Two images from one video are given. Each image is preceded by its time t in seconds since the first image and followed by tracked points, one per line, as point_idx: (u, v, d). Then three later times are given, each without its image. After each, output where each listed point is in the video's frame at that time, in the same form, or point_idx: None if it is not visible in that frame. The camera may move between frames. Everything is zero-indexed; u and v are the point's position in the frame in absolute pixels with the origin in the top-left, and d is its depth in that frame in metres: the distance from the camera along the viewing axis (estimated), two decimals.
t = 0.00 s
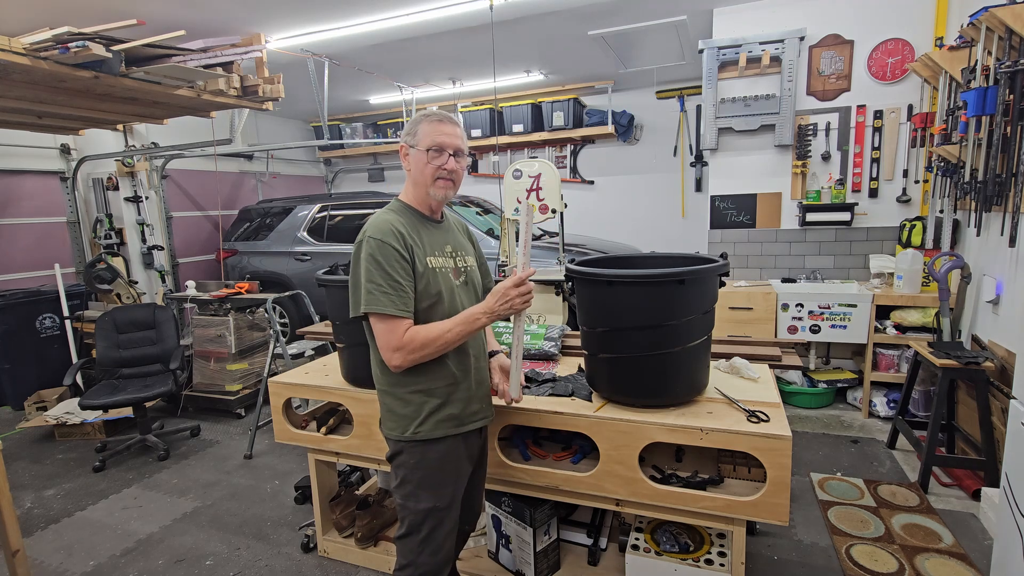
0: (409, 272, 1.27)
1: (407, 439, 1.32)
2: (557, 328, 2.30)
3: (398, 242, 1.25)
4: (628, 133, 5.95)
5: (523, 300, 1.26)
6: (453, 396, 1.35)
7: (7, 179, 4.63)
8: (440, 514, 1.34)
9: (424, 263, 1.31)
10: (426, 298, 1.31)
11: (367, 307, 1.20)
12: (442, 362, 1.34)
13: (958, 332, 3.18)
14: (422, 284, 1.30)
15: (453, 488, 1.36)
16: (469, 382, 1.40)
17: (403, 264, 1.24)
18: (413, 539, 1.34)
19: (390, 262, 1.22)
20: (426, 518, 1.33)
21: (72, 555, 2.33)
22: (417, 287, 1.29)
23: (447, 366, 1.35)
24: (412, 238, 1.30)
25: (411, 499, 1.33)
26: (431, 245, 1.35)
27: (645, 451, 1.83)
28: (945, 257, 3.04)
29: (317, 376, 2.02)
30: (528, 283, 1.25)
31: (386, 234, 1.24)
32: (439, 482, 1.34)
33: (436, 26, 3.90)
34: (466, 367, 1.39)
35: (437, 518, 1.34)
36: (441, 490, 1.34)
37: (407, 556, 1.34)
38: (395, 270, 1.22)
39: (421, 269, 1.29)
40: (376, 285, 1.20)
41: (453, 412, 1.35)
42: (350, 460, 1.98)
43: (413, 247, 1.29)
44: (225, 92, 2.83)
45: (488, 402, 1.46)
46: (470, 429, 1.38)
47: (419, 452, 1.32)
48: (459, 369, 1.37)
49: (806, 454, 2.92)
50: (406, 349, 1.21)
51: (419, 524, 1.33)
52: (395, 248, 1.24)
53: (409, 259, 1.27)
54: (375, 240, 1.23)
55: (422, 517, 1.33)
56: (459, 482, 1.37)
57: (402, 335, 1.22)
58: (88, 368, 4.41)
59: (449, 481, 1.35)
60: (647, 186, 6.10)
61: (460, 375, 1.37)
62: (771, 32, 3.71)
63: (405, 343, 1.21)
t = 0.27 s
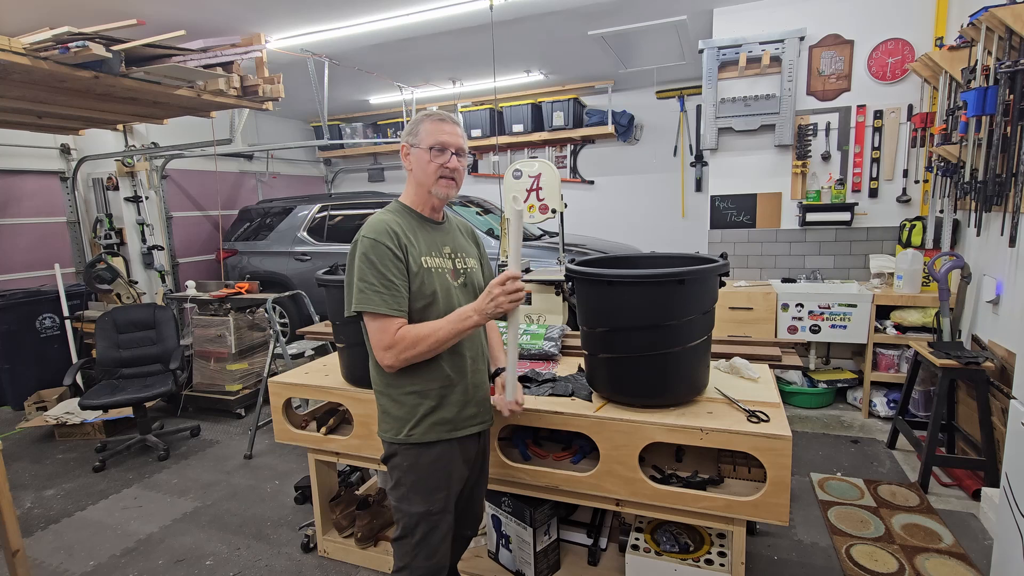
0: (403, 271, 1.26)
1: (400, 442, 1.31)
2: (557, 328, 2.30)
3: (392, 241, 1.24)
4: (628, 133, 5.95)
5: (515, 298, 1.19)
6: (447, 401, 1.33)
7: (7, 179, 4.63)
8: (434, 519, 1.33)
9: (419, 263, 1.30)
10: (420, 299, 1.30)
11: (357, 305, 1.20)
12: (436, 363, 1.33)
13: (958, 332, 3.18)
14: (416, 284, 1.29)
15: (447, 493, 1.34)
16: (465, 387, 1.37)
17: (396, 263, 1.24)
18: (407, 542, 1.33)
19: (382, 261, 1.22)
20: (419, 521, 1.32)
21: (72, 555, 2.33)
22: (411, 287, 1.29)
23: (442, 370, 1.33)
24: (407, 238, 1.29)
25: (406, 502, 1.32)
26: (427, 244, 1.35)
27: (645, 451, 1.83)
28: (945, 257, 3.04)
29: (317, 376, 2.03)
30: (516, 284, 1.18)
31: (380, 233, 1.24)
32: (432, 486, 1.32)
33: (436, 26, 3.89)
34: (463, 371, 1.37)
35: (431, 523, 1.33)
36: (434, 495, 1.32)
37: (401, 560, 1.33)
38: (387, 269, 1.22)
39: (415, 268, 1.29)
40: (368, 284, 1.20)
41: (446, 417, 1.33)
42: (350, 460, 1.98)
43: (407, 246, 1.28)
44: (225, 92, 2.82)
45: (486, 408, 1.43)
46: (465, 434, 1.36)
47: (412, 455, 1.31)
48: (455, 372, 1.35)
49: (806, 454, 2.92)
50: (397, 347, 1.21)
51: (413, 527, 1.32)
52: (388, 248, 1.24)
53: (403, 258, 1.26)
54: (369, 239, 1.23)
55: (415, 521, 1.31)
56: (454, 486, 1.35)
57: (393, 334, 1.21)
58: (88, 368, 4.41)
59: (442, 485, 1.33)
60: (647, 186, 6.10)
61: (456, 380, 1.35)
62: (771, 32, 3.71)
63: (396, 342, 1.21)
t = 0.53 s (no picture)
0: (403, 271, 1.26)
1: (396, 443, 1.31)
2: (557, 328, 2.30)
3: (393, 240, 1.25)
4: (628, 133, 5.95)
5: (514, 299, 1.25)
6: (443, 404, 1.33)
7: (7, 179, 4.63)
8: (429, 522, 1.32)
9: (419, 263, 1.30)
10: (420, 299, 1.30)
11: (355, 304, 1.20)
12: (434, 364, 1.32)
13: (958, 332, 3.18)
14: (416, 285, 1.29)
15: (443, 496, 1.34)
16: (462, 391, 1.36)
17: (396, 262, 1.24)
18: (403, 545, 1.33)
19: (383, 260, 1.22)
20: (415, 524, 1.32)
21: (72, 556, 2.33)
22: (411, 287, 1.29)
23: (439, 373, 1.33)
24: (409, 238, 1.29)
25: (402, 505, 1.33)
26: (429, 245, 1.35)
27: (645, 451, 1.83)
28: (945, 257, 3.04)
29: (317, 376, 2.03)
30: (518, 285, 1.25)
31: (382, 232, 1.25)
32: (428, 489, 1.32)
33: (436, 26, 3.89)
34: (460, 375, 1.37)
35: (427, 526, 1.32)
36: (430, 498, 1.32)
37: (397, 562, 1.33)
38: (386, 268, 1.22)
39: (416, 268, 1.29)
40: (367, 282, 1.20)
41: (440, 420, 1.32)
42: (349, 460, 1.98)
43: (408, 246, 1.28)
44: (225, 92, 2.82)
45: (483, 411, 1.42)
46: (461, 437, 1.35)
47: (408, 458, 1.31)
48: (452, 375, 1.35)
49: (806, 454, 2.92)
50: (395, 347, 1.21)
51: (409, 530, 1.32)
52: (389, 247, 1.24)
53: (403, 257, 1.26)
54: (370, 237, 1.23)
55: (411, 523, 1.32)
56: (449, 490, 1.35)
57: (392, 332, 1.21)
58: (88, 368, 4.41)
59: (438, 488, 1.33)
60: (647, 186, 6.10)
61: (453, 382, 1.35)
62: (771, 32, 3.71)
63: (394, 341, 1.21)
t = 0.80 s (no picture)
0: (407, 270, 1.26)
1: (395, 444, 1.31)
2: (557, 328, 2.30)
3: (397, 240, 1.25)
4: (628, 133, 5.95)
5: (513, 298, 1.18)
6: (443, 405, 1.32)
7: (7, 179, 4.63)
8: (429, 523, 1.32)
9: (423, 263, 1.30)
10: (423, 299, 1.30)
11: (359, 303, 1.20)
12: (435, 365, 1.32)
13: (958, 332, 3.18)
14: (419, 285, 1.29)
15: (442, 497, 1.34)
16: (463, 392, 1.36)
17: (400, 262, 1.24)
18: (402, 546, 1.33)
19: (387, 260, 1.22)
20: (414, 525, 1.32)
21: (72, 555, 2.33)
22: (414, 287, 1.29)
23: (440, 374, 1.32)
24: (413, 238, 1.29)
25: (401, 506, 1.33)
26: (434, 245, 1.35)
27: (645, 451, 1.83)
28: (945, 257, 3.04)
29: (317, 376, 2.03)
30: (515, 284, 1.17)
31: (386, 231, 1.25)
32: (427, 490, 1.32)
33: (436, 26, 3.89)
34: (461, 376, 1.36)
35: (426, 527, 1.32)
36: (429, 499, 1.32)
37: (397, 564, 1.33)
38: (390, 268, 1.22)
39: (419, 268, 1.29)
40: (370, 282, 1.20)
41: (440, 421, 1.32)
42: (350, 460, 1.98)
43: (413, 246, 1.28)
44: (225, 92, 2.82)
45: (484, 413, 1.42)
46: (461, 439, 1.34)
47: (407, 459, 1.31)
48: (453, 376, 1.34)
49: (806, 454, 2.92)
50: (396, 346, 1.21)
51: (408, 531, 1.32)
52: (393, 246, 1.24)
53: (407, 257, 1.26)
54: (375, 237, 1.23)
55: (410, 524, 1.32)
56: (449, 491, 1.35)
57: (393, 332, 1.21)
58: (88, 368, 4.41)
59: (437, 490, 1.33)
60: (647, 186, 6.10)
61: (453, 384, 1.34)
62: (771, 32, 3.71)
63: (395, 340, 1.21)
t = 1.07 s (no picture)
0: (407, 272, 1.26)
1: (394, 446, 1.31)
2: (557, 328, 2.30)
3: (398, 241, 1.24)
4: (628, 134, 5.95)
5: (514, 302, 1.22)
6: (442, 408, 1.32)
7: (7, 179, 4.63)
8: (428, 526, 1.32)
9: (424, 265, 1.30)
10: (424, 301, 1.30)
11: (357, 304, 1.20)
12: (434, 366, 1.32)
13: (958, 332, 3.18)
14: (420, 286, 1.29)
15: (441, 500, 1.34)
16: (462, 395, 1.35)
17: (400, 264, 1.24)
18: (402, 550, 1.33)
19: (387, 260, 1.22)
20: (413, 529, 1.31)
21: (72, 555, 2.33)
22: (415, 289, 1.29)
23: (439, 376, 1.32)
24: (414, 239, 1.29)
25: (400, 509, 1.32)
26: (435, 246, 1.34)
27: (645, 452, 1.83)
28: (945, 257, 3.04)
29: (317, 376, 2.03)
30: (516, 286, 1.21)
31: (387, 232, 1.25)
32: (426, 493, 1.32)
33: (436, 26, 3.89)
34: (460, 378, 1.36)
35: (426, 530, 1.32)
36: (428, 502, 1.32)
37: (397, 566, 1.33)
38: (390, 269, 1.22)
39: (420, 269, 1.29)
40: (371, 284, 1.20)
41: (439, 424, 1.31)
42: (349, 460, 1.98)
43: (414, 247, 1.28)
44: (225, 92, 2.82)
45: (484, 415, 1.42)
46: (460, 441, 1.34)
47: (406, 461, 1.31)
48: (452, 379, 1.34)
49: (806, 454, 2.92)
50: (394, 350, 1.21)
51: (407, 534, 1.32)
52: (394, 248, 1.23)
53: (408, 258, 1.26)
54: (376, 237, 1.23)
55: (409, 528, 1.31)
56: (448, 494, 1.35)
57: (392, 335, 1.21)
58: (88, 368, 4.41)
59: (436, 492, 1.33)
60: (647, 186, 6.10)
61: (453, 386, 1.34)
62: (771, 32, 3.71)
63: (393, 344, 1.21)
